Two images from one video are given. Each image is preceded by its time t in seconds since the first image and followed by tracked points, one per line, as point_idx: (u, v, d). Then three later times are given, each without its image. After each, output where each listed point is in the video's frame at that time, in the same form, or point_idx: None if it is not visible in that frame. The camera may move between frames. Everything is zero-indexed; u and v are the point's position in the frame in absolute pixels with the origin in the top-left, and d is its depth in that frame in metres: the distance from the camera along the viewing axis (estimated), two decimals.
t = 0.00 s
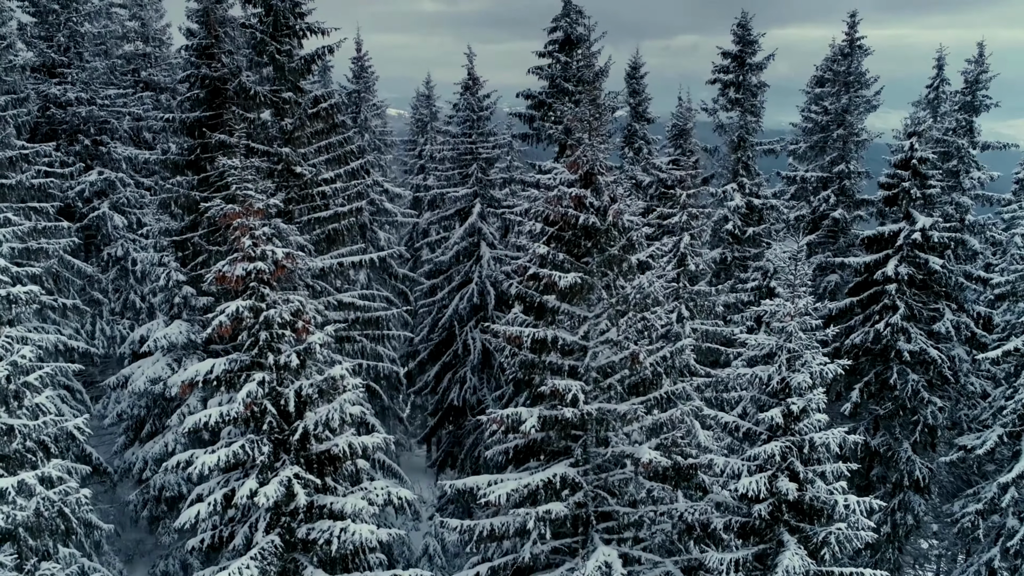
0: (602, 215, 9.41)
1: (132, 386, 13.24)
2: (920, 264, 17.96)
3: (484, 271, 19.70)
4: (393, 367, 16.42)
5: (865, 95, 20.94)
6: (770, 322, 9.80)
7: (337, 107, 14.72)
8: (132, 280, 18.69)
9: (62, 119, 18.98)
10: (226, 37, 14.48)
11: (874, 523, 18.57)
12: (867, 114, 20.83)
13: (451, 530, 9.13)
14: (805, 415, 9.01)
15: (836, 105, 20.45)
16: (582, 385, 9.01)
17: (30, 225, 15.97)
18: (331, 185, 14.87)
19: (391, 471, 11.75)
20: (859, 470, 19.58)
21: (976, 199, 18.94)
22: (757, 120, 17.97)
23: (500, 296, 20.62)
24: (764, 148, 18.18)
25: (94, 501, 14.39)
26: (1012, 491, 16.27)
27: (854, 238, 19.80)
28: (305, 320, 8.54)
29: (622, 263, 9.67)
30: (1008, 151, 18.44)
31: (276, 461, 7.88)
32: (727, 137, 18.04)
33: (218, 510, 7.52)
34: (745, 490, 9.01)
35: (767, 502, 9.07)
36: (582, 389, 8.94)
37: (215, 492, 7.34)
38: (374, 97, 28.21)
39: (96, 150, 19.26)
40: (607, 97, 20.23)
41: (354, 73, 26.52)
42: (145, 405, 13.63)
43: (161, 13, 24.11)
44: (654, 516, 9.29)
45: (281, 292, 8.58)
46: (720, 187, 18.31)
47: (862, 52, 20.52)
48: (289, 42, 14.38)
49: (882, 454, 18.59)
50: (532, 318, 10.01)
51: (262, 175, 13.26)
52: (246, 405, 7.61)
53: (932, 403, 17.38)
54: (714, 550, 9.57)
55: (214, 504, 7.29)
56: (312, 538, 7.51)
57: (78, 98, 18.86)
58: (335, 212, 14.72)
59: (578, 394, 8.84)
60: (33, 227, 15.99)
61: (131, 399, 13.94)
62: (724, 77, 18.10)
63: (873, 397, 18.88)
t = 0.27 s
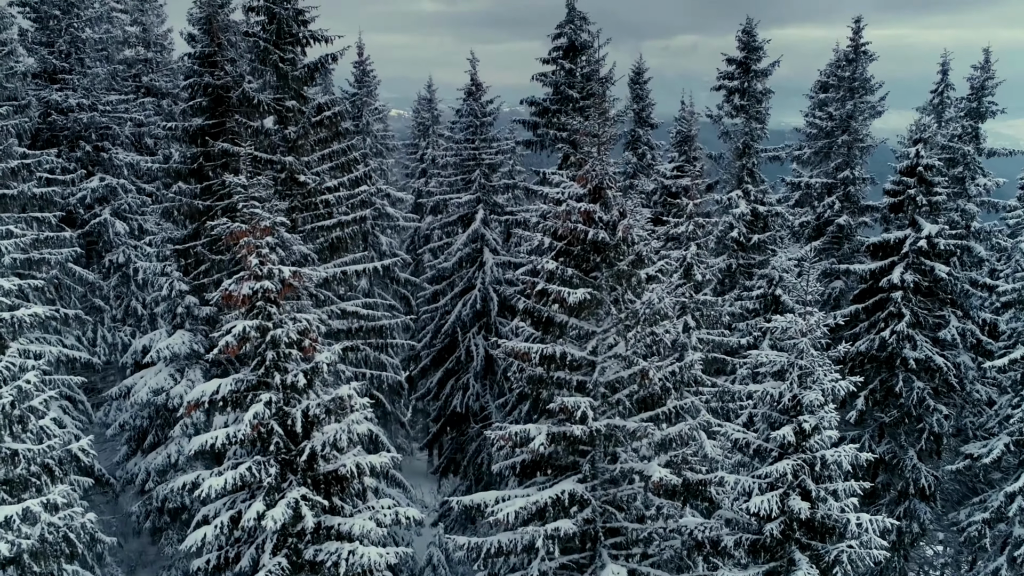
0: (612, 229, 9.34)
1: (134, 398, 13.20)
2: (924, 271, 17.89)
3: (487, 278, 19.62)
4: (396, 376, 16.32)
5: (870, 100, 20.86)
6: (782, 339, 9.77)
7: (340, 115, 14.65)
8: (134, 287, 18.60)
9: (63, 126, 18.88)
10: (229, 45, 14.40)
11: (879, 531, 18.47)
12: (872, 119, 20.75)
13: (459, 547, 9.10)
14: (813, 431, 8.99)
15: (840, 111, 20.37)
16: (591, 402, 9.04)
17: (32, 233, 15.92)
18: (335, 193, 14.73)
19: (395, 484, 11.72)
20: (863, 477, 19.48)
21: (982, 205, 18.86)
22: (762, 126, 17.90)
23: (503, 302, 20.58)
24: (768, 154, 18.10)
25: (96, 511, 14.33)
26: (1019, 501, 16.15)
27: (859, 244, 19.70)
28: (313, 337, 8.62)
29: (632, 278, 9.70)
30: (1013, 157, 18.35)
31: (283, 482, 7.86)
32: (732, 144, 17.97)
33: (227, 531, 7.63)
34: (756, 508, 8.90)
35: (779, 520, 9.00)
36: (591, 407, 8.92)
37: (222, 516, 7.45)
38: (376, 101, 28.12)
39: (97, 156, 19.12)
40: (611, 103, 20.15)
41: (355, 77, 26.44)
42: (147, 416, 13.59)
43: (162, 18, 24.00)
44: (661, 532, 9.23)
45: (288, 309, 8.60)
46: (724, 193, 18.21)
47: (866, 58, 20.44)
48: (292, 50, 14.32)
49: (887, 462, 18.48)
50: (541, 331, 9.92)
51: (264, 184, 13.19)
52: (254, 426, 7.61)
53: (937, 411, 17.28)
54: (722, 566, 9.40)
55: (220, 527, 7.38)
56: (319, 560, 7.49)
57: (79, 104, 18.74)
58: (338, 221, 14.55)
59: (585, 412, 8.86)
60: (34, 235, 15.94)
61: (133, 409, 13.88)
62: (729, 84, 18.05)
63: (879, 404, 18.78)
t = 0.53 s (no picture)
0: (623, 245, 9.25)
1: (136, 407, 13.15)
2: (929, 278, 17.84)
3: (489, 284, 19.57)
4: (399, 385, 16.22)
5: (873, 106, 20.80)
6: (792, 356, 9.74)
7: (344, 122, 14.59)
8: (135, 293, 18.52)
9: (64, 131, 18.79)
10: (231, 52, 14.31)
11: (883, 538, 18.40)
12: (875, 125, 20.72)
13: (465, 562, 9.10)
14: (825, 447, 8.96)
15: (844, 116, 20.32)
16: (598, 416, 8.85)
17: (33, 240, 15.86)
18: (338, 200, 14.64)
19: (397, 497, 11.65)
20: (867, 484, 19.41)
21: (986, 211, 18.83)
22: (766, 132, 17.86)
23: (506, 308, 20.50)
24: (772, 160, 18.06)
25: (97, 520, 14.27)
26: None
27: (862, 250, 19.64)
28: (319, 353, 8.39)
29: (640, 291, 9.62)
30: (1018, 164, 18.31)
31: (290, 500, 7.75)
32: (736, 150, 17.92)
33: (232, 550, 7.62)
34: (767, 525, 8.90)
35: (788, 537, 9.05)
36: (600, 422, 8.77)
37: (228, 535, 7.45)
38: (377, 104, 28.05)
39: (99, 161, 18.99)
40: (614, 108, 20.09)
41: (357, 81, 26.37)
42: (149, 425, 13.53)
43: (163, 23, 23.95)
44: (670, 547, 9.12)
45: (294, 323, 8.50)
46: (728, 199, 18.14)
47: (870, 63, 20.36)
48: (296, 57, 14.26)
49: (891, 468, 18.40)
50: (544, 342, 9.97)
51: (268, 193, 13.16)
52: (260, 445, 7.44)
53: (942, 418, 17.22)
54: None
55: (226, 547, 7.35)
56: None
57: (80, 110, 18.64)
58: (341, 229, 14.46)
59: (596, 428, 8.64)
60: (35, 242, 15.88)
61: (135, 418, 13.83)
62: (733, 90, 18.01)
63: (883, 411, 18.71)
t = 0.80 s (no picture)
0: (633, 260, 9.15)
1: (139, 419, 13.08)
2: (935, 285, 17.70)
3: (493, 291, 19.46)
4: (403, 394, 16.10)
5: (878, 112, 20.70)
6: (804, 371, 9.42)
7: (348, 131, 14.48)
8: (137, 301, 18.40)
9: (66, 138, 18.68)
10: (234, 59, 14.22)
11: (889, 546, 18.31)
12: (880, 131, 20.65)
13: None
14: (838, 464, 8.70)
15: (849, 122, 20.22)
16: (609, 433, 8.61)
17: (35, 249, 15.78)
18: (341, 209, 14.51)
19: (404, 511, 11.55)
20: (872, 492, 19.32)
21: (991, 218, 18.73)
22: (771, 140, 17.83)
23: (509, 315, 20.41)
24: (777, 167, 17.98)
25: (100, 531, 14.20)
26: None
27: (868, 256, 19.54)
28: (326, 372, 8.21)
29: (652, 307, 9.01)
30: None
31: (298, 522, 7.73)
32: (741, 157, 17.83)
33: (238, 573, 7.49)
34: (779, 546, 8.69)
35: (800, 557, 8.83)
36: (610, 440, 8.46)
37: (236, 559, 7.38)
38: (379, 109, 27.94)
39: (100, 168, 18.84)
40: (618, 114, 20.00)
41: (359, 85, 26.25)
42: (151, 437, 13.46)
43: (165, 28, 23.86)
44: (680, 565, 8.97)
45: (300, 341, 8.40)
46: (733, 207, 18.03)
47: (875, 69, 20.26)
48: (299, 66, 14.16)
49: (896, 476, 18.30)
50: (554, 359, 9.38)
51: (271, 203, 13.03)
52: (268, 467, 7.39)
53: (948, 426, 17.12)
54: None
55: (233, 571, 7.30)
56: None
57: (81, 116, 18.52)
58: (344, 238, 14.33)
59: (606, 445, 8.38)
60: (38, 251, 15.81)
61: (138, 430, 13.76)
62: (738, 97, 17.95)
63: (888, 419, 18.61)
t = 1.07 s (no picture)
0: (643, 275, 9.04)
1: (141, 430, 12.98)
2: (942, 293, 17.57)
3: (496, 298, 19.36)
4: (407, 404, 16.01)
5: (883, 118, 20.60)
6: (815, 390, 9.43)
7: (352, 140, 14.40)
8: (139, 308, 18.26)
9: (67, 144, 18.53)
10: (237, 68, 14.14)
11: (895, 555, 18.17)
12: (885, 138, 20.55)
13: None
14: (851, 483, 8.68)
15: (855, 129, 20.11)
16: (619, 451, 8.51)
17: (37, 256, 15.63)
18: (344, 218, 14.42)
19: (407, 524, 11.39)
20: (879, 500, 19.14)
21: (998, 225, 18.64)
22: (778, 147, 17.70)
23: (513, 321, 20.30)
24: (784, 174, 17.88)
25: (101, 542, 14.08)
26: None
27: (873, 263, 19.42)
28: (334, 393, 8.23)
29: (661, 324, 8.95)
30: None
31: (305, 543, 7.84)
32: (747, 164, 17.75)
33: None
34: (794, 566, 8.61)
35: None
36: (620, 458, 8.36)
37: None
38: (381, 113, 27.81)
39: (102, 174, 18.70)
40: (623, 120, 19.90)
41: (361, 89, 26.13)
42: (154, 447, 13.36)
43: (167, 33, 23.73)
44: None
45: (309, 361, 8.33)
46: (739, 214, 17.92)
47: (881, 75, 20.17)
48: (303, 74, 14.08)
49: (903, 484, 18.15)
50: (564, 376, 9.43)
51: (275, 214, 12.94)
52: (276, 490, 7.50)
53: (955, 434, 17.01)
54: None
55: None
56: None
57: (83, 122, 18.37)
58: (349, 248, 14.22)
59: (616, 465, 8.29)
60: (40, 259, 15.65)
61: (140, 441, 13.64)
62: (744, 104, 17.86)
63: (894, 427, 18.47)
